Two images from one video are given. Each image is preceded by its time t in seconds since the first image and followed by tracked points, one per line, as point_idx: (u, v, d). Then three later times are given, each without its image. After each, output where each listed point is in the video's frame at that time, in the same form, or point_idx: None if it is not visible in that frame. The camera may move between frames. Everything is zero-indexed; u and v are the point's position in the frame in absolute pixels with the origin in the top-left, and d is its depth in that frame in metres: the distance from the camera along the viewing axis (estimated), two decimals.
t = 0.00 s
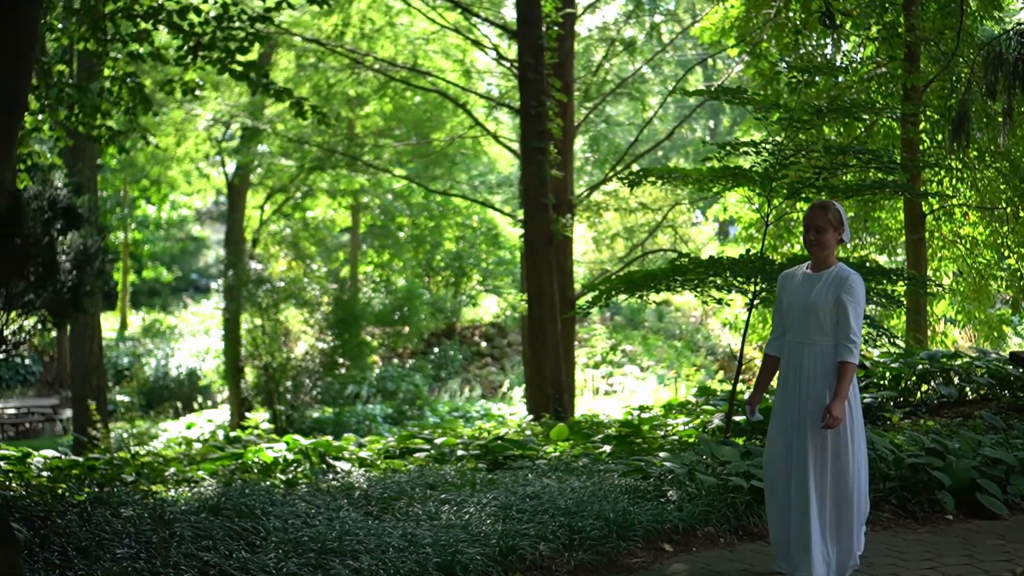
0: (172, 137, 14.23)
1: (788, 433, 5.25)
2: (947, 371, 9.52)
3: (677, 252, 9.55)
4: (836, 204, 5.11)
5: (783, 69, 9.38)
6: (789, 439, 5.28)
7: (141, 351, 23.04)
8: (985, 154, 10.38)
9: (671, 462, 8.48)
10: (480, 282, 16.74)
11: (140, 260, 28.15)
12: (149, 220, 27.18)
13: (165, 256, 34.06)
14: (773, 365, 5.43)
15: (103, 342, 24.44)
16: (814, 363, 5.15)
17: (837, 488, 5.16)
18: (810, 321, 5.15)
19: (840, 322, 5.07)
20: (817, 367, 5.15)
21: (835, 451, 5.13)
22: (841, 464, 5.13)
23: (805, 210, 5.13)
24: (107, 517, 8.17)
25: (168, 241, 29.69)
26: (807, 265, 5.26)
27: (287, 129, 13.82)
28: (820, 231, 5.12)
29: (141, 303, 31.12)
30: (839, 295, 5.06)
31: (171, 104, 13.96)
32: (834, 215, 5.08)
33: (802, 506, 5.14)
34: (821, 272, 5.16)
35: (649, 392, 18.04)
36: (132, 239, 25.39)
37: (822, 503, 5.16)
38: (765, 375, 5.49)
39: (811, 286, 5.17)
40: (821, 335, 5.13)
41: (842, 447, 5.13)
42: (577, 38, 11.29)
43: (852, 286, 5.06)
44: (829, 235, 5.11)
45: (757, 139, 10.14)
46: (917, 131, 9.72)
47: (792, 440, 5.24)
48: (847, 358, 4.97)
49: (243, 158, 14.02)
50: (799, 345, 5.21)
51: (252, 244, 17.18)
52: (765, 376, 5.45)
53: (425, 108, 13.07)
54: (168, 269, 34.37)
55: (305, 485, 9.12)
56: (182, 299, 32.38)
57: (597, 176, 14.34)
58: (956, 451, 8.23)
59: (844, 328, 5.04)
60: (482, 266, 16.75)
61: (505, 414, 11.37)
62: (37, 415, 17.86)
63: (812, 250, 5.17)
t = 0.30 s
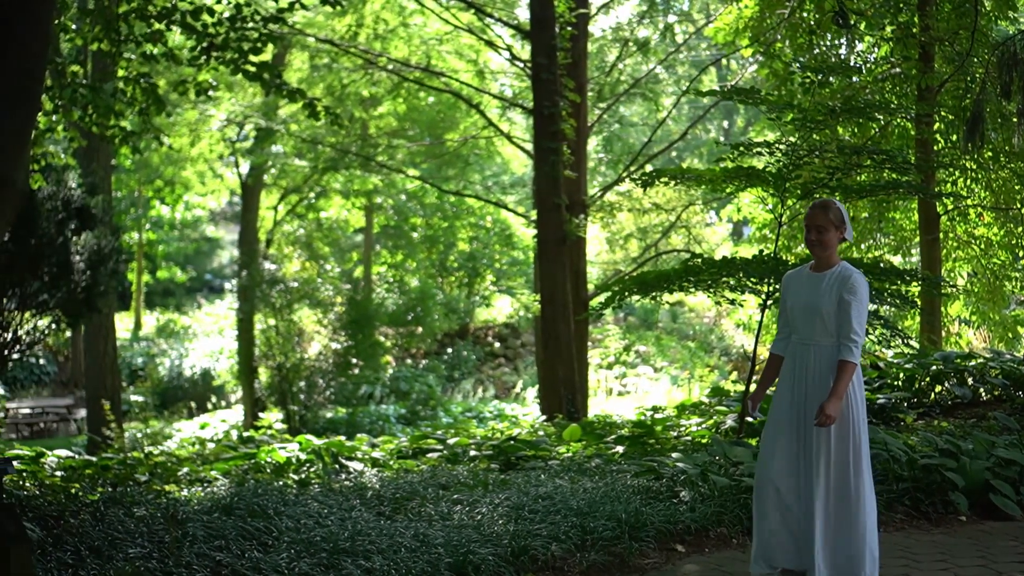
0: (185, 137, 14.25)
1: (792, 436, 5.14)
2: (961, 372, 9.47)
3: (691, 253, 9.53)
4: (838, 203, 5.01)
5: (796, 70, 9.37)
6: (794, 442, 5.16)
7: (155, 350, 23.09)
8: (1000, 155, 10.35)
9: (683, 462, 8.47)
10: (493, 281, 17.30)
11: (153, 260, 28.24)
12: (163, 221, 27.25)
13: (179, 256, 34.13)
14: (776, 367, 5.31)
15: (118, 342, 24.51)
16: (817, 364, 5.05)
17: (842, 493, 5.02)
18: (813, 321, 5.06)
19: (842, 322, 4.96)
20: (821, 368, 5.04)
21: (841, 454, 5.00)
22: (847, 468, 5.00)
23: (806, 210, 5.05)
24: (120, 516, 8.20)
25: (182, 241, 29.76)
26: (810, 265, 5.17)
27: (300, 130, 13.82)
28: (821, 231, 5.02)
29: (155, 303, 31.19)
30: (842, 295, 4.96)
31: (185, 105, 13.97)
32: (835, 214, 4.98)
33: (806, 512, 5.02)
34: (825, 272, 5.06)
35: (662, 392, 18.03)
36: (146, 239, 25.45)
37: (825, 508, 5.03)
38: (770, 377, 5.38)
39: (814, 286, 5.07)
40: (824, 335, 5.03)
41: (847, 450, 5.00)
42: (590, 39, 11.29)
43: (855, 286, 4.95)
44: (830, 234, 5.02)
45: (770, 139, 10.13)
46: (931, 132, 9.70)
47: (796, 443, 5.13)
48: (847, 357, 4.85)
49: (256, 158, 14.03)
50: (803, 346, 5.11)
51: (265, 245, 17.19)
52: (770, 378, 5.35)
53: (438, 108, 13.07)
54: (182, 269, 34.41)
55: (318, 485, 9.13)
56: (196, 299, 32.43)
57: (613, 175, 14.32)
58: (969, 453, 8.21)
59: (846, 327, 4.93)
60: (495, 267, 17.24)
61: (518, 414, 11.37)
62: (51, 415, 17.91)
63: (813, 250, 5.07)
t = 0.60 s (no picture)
0: (199, 138, 14.29)
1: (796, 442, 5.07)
2: (975, 372, 9.45)
3: (704, 253, 9.52)
4: (839, 203, 4.93)
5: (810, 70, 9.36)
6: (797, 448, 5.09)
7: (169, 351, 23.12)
8: (1014, 154, 10.33)
9: (695, 463, 8.47)
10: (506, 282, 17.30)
11: (168, 260, 28.33)
12: (177, 222, 27.35)
13: (193, 257, 34.23)
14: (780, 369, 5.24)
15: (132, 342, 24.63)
16: (821, 369, 4.97)
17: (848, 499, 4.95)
18: (816, 324, 4.98)
19: (846, 325, 4.88)
20: (825, 373, 4.97)
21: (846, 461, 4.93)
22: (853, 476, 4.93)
23: (806, 210, 4.96)
24: (132, 516, 8.22)
25: (195, 242, 29.82)
26: (812, 266, 5.09)
27: (313, 130, 13.83)
28: (821, 232, 4.94)
29: (169, 305, 31.28)
30: (845, 297, 4.88)
31: (199, 106, 13.96)
32: (836, 215, 4.90)
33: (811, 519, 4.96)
34: (827, 274, 4.98)
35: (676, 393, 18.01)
36: (160, 239, 25.53)
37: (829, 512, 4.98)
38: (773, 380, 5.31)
39: (816, 289, 4.99)
40: (828, 338, 4.95)
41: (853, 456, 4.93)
42: (603, 39, 11.28)
43: (858, 288, 4.86)
44: (831, 234, 4.94)
45: (783, 139, 10.11)
46: (945, 132, 9.68)
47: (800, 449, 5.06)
48: (852, 362, 4.77)
49: (270, 159, 14.06)
50: (806, 348, 5.03)
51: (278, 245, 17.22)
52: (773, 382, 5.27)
53: (451, 109, 13.08)
54: (194, 269, 34.47)
55: (330, 485, 9.13)
56: (210, 299, 32.48)
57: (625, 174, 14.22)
58: (982, 454, 8.21)
59: (849, 331, 4.85)
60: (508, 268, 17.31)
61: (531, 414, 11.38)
62: (65, 415, 17.96)
63: (815, 251, 5.00)
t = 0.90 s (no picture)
0: (212, 138, 14.32)
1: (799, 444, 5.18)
2: (989, 373, 9.41)
3: (716, 253, 9.50)
4: (838, 205, 5.00)
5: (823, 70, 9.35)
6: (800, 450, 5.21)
7: (182, 350, 23.15)
8: None
9: (708, 463, 8.46)
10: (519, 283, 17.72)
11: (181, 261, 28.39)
12: (190, 222, 27.43)
13: (206, 257, 34.30)
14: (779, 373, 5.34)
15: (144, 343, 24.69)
16: (823, 372, 5.07)
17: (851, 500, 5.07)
18: (817, 327, 5.07)
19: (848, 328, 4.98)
20: (826, 377, 5.07)
21: (850, 462, 5.04)
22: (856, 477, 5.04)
23: (805, 213, 5.03)
24: (144, 515, 8.23)
25: (208, 241, 29.88)
26: (811, 268, 5.17)
27: (326, 131, 13.83)
28: (821, 234, 5.01)
29: (182, 305, 31.34)
30: (846, 300, 4.96)
31: (212, 106, 13.98)
32: (834, 217, 4.97)
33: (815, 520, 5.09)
34: (826, 276, 5.06)
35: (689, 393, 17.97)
36: (173, 239, 25.59)
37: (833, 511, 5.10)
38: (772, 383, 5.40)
39: (816, 291, 5.08)
40: (829, 341, 5.04)
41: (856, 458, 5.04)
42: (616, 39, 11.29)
43: (859, 290, 4.95)
44: (830, 236, 5.01)
45: (797, 139, 10.10)
46: (959, 132, 9.65)
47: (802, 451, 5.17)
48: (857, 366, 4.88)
49: (283, 159, 14.08)
50: (807, 352, 5.13)
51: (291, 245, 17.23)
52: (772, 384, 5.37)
53: (464, 109, 13.09)
54: (208, 268, 34.51)
55: (343, 485, 9.13)
56: (224, 299, 32.52)
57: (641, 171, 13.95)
58: (996, 454, 8.19)
59: (852, 333, 4.95)
60: (521, 268, 17.64)
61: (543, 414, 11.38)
62: (79, 416, 17.99)
63: (814, 253, 5.07)
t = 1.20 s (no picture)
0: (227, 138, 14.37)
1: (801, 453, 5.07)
2: (1005, 373, 9.29)
3: (731, 253, 9.49)
4: (834, 207, 4.92)
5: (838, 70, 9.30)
6: (800, 457, 5.11)
7: (197, 351, 23.21)
8: None
9: (722, 464, 8.45)
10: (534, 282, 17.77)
11: (194, 261, 28.48)
12: (205, 223, 27.53)
13: (220, 257, 34.39)
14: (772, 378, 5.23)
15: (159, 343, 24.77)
16: (824, 378, 4.98)
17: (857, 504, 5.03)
18: (815, 332, 4.96)
19: (849, 333, 4.90)
20: (827, 382, 4.98)
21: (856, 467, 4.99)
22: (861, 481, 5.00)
23: (799, 215, 4.92)
24: (158, 515, 8.23)
25: (221, 240, 29.94)
26: (803, 272, 5.07)
27: (341, 131, 13.84)
28: (818, 235, 4.91)
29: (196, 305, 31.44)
30: (846, 304, 4.88)
31: (226, 107, 14.02)
32: (830, 218, 4.88)
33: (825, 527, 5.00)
34: (822, 279, 4.97)
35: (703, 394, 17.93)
36: (186, 239, 25.67)
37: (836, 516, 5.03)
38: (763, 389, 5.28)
39: (812, 295, 4.97)
40: (829, 346, 4.95)
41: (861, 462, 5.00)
42: (630, 39, 11.29)
43: (858, 292, 4.87)
44: (826, 238, 4.91)
45: (811, 139, 10.07)
46: (975, 132, 9.59)
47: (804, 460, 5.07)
48: (864, 371, 4.81)
49: (297, 160, 14.11)
50: (804, 357, 5.02)
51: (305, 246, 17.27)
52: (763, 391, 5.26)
53: (479, 110, 13.09)
54: (222, 269, 34.56)
55: (356, 485, 9.14)
56: (238, 299, 32.60)
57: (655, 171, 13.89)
58: (1012, 455, 8.16)
59: (855, 337, 4.87)
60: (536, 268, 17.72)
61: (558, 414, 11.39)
62: (95, 416, 18.04)
63: (808, 256, 4.97)
